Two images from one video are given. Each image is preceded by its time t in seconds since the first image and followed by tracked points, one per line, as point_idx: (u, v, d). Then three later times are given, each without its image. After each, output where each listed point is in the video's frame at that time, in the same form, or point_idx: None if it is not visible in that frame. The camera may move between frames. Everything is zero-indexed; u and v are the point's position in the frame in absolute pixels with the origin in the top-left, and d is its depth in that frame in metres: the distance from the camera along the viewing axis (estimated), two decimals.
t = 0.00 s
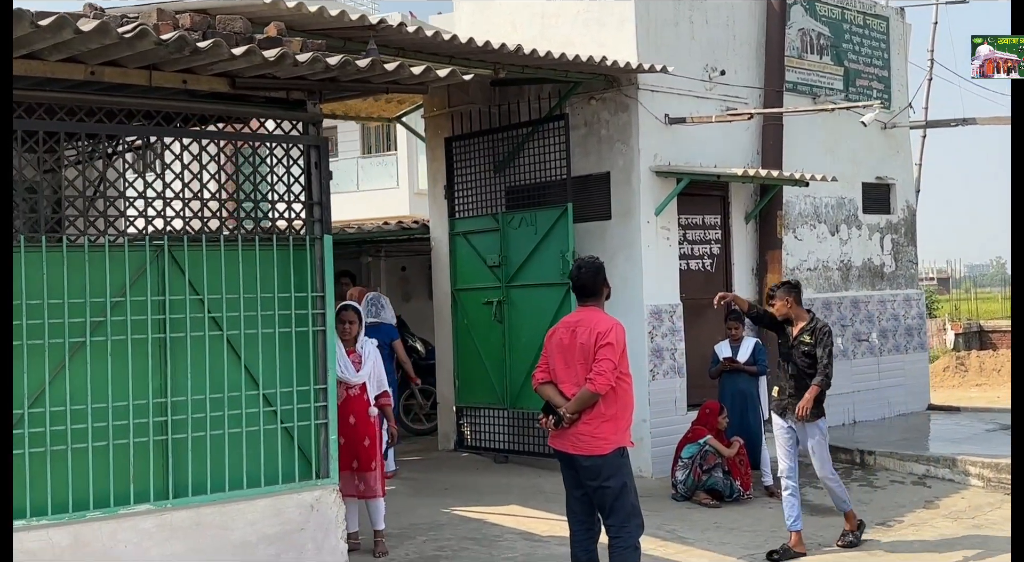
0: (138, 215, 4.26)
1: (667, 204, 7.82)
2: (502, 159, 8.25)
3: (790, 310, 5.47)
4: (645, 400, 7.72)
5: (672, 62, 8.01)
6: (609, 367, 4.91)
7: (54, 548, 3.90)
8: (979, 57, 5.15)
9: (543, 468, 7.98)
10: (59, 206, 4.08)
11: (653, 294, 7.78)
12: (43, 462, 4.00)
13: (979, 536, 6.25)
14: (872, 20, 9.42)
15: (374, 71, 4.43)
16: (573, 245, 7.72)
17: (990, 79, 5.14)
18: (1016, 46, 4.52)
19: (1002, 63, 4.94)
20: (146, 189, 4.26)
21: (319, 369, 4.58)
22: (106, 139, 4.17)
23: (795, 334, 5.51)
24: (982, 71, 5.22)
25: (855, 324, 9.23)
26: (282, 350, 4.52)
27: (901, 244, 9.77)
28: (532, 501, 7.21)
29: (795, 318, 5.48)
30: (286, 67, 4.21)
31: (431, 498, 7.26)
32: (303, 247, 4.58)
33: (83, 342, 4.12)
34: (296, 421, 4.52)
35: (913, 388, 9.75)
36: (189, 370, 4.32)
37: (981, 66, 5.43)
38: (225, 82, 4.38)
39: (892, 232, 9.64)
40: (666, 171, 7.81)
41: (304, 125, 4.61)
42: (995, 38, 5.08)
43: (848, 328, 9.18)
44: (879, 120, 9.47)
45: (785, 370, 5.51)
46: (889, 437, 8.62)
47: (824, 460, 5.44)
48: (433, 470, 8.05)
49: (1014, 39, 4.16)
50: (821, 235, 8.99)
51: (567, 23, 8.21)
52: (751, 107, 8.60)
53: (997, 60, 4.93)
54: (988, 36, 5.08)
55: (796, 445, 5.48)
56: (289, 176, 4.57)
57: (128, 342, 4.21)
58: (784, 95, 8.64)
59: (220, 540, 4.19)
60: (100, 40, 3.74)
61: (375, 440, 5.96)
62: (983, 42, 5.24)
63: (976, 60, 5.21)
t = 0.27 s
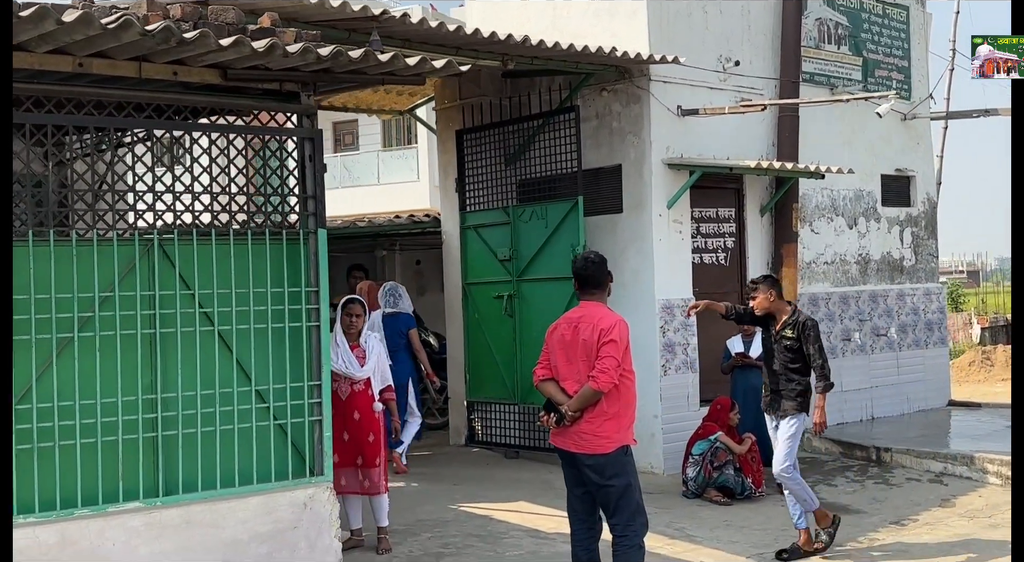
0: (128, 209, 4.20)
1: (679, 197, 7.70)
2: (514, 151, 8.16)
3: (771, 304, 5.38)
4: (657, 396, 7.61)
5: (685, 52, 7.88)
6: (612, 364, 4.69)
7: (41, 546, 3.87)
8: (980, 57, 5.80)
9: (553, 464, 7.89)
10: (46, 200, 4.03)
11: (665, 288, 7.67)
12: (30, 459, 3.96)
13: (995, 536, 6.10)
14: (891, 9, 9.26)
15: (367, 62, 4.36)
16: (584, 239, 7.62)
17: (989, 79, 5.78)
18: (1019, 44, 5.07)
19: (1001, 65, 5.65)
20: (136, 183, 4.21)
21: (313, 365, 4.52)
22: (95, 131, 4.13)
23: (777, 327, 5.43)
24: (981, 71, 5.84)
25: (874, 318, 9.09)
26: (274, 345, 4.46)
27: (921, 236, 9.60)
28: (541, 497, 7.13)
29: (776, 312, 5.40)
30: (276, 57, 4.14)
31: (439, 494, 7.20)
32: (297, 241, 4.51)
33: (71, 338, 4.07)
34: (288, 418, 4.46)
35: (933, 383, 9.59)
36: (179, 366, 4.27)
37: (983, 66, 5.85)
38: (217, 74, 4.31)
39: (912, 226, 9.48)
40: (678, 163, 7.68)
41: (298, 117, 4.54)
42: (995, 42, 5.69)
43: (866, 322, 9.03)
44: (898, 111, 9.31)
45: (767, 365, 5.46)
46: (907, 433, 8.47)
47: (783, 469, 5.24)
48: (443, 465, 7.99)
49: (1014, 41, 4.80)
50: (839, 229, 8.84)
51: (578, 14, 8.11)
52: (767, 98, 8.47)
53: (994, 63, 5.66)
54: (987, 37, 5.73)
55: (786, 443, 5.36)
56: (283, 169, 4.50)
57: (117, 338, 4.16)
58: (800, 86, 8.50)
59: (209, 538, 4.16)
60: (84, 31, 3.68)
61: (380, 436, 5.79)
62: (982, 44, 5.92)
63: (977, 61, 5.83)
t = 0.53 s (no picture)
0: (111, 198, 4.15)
1: (688, 188, 7.57)
2: (522, 142, 8.07)
3: (746, 300, 5.22)
4: (666, 389, 7.51)
5: (695, 41, 7.76)
6: (614, 356, 4.49)
7: (22, 540, 3.84)
8: (980, 57, 6.20)
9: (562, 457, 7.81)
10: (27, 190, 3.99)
11: (674, 281, 7.56)
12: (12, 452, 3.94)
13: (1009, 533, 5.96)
14: None
15: (356, 50, 4.29)
16: (591, 230, 7.52)
17: (988, 77, 6.16)
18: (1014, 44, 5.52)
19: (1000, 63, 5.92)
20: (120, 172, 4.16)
21: (302, 357, 4.46)
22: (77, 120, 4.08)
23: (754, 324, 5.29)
24: (982, 69, 6.25)
25: (890, 311, 8.94)
26: (262, 337, 4.40)
27: (940, 228, 9.44)
28: (546, 491, 7.05)
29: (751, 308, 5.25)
30: (261, 44, 4.08)
31: (444, 488, 7.14)
32: (285, 232, 4.45)
33: (54, 329, 4.04)
34: (276, 411, 4.40)
35: (952, 377, 9.43)
36: (164, 358, 4.23)
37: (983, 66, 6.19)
38: (202, 61, 4.25)
39: (930, 217, 9.31)
40: (687, 154, 7.55)
41: (287, 106, 4.47)
42: (995, 40, 6.04)
43: (882, 315, 8.89)
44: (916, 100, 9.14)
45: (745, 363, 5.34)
46: (923, 428, 8.33)
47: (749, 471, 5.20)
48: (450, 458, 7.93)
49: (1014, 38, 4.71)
50: (854, 220, 8.69)
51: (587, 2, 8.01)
52: (780, 87, 8.33)
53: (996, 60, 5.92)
54: (989, 37, 5.95)
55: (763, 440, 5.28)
56: (270, 159, 4.44)
57: (100, 329, 4.12)
58: (813, 74, 8.35)
59: (195, 532, 4.11)
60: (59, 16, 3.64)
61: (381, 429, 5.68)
62: (983, 42, 6.29)
63: (977, 60, 6.26)
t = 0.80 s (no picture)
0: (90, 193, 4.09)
1: (695, 182, 7.43)
2: (528, 136, 7.96)
3: (713, 294, 5.10)
4: (672, 387, 7.39)
5: (703, 33, 7.62)
6: (615, 354, 4.31)
7: None
8: (981, 57, 6.47)
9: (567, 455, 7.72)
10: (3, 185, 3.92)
11: (681, 277, 7.43)
12: None
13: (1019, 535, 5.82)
14: None
15: (339, 41, 4.21)
16: (595, 225, 7.42)
17: (988, 77, 6.49)
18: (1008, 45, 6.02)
19: (1000, 64, 6.29)
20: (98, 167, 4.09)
21: (286, 355, 4.38)
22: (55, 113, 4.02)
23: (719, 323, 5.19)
24: (982, 70, 6.54)
25: (905, 308, 8.78)
26: (244, 333, 4.33)
27: (956, 223, 9.25)
28: (549, 489, 6.96)
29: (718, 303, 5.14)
30: (239, 35, 4.02)
31: (446, 486, 7.06)
32: (268, 227, 4.37)
33: (30, 326, 3.97)
34: (259, 409, 4.33)
35: (969, 375, 9.25)
36: (143, 355, 4.16)
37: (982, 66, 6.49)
38: (182, 53, 4.19)
39: (947, 211, 9.13)
40: (694, 148, 7.41)
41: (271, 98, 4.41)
42: (994, 41, 6.43)
43: (896, 312, 8.72)
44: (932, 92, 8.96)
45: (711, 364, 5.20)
46: (937, 427, 8.17)
47: (726, 478, 5.06)
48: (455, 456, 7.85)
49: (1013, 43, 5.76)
50: (868, 215, 8.52)
51: None
52: (792, 79, 8.18)
53: (996, 62, 6.31)
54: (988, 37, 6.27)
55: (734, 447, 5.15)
56: (253, 152, 4.37)
57: (78, 326, 4.06)
58: (825, 66, 8.20)
59: (175, 533, 4.05)
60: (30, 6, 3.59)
61: (376, 427, 5.57)
62: (984, 43, 6.56)
63: (978, 62, 6.53)
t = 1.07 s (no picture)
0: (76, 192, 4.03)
1: (706, 178, 7.30)
2: (538, 132, 7.86)
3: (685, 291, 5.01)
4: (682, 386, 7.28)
5: (715, 26, 7.49)
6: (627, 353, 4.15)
7: None
8: (981, 58, 7.14)
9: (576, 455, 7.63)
10: None
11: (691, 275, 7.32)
12: None
13: None
14: None
15: (330, 36, 4.12)
16: (605, 222, 7.32)
17: (989, 76, 7.13)
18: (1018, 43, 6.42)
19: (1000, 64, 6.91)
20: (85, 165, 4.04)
21: (277, 356, 4.31)
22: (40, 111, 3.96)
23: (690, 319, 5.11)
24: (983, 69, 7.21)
25: (922, 306, 8.62)
26: (234, 334, 4.26)
27: (976, 219, 9.08)
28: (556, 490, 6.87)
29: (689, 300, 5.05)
30: (227, 31, 3.95)
31: (452, 486, 6.98)
32: (259, 226, 4.30)
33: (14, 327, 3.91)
34: (249, 410, 4.27)
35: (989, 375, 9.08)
36: (131, 357, 4.10)
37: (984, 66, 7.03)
38: (171, 49, 4.12)
39: (966, 207, 8.96)
40: (705, 143, 7.28)
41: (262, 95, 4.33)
42: (994, 42, 7.11)
43: (914, 310, 8.57)
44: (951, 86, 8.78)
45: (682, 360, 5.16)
46: (954, 427, 8.01)
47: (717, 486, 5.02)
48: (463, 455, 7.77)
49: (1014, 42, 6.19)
50: (885, 211, 8.36)
51: None
52: (807, 72, 8.03)
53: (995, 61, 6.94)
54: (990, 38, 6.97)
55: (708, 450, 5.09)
56: (244, 150, 4.30)
57: (65, 327, 4.00)
58: (841, 59, 8.05)
59: (162, 536, 4.01)
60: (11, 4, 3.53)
61: (376, 428, 5.49)
62: (987, 43, 7.29)
63: (978, 61, 7.23)
